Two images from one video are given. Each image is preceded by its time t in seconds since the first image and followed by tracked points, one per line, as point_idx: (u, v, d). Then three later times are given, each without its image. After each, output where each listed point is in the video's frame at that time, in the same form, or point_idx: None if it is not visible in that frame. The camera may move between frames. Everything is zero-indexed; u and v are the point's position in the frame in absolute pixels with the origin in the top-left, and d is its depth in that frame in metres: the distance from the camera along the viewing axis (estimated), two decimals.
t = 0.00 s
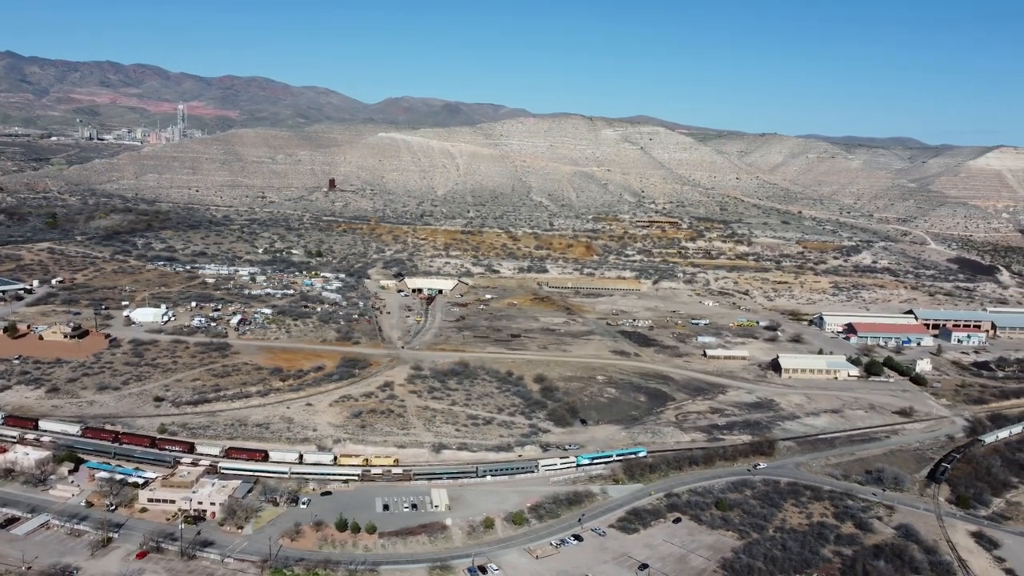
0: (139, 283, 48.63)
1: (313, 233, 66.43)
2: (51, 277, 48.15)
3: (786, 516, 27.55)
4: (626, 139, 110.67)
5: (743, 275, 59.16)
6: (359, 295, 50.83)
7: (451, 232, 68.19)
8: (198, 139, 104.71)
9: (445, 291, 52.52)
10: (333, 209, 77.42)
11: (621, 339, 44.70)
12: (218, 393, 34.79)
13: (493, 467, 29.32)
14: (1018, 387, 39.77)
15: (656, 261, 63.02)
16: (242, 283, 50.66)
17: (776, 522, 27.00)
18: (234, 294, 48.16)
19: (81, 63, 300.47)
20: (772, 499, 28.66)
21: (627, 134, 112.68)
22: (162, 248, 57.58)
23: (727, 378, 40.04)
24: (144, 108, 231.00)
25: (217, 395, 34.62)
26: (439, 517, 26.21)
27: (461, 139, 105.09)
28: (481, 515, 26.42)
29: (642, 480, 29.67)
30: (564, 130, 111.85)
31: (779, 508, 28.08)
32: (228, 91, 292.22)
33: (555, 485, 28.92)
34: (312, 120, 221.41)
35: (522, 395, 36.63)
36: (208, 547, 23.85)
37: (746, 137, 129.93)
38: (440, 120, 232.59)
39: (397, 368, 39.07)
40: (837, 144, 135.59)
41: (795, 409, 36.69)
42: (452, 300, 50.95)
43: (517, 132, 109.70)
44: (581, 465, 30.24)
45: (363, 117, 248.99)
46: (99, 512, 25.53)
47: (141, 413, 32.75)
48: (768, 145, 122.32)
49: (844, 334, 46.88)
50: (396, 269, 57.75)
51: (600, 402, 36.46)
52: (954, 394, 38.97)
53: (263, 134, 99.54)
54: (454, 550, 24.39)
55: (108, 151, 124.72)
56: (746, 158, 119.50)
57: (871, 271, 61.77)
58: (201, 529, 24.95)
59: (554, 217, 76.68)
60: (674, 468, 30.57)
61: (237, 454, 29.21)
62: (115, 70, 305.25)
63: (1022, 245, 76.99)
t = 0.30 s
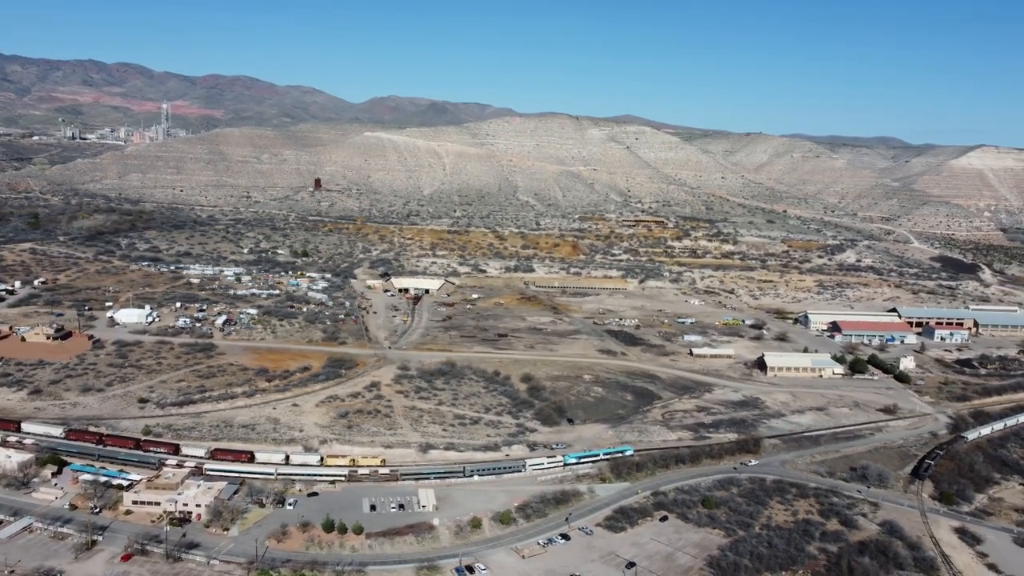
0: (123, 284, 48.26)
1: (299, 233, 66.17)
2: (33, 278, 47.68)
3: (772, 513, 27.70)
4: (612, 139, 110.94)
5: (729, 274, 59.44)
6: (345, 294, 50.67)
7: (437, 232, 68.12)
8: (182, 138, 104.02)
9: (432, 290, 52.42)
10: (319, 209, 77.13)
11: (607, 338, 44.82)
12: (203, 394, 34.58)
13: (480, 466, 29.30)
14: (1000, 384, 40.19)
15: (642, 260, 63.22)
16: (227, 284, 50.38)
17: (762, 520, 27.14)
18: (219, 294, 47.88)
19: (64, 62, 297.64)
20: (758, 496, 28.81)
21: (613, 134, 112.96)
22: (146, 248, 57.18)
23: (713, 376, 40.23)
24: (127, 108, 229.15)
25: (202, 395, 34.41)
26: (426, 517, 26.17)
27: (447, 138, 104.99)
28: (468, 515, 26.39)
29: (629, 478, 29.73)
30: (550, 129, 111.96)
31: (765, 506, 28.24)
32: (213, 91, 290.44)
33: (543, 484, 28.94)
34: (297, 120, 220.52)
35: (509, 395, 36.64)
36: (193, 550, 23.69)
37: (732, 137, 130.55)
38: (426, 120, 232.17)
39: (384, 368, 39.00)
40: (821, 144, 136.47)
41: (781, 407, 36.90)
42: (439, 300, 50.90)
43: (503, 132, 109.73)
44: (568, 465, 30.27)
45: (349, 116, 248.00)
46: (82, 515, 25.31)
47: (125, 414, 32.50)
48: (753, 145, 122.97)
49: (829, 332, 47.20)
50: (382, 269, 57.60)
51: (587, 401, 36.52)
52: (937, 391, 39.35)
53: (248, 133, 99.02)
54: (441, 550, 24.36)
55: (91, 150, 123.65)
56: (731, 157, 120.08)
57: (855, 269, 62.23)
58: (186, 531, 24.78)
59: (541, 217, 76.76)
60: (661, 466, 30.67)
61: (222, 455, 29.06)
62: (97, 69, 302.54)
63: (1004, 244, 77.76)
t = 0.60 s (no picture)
0: (106, 285, 47.87)
1: (284, 233, 65.88)
2: (15, 279, 47.19)
3: (757, 511, 27.86)
4: (597, 138, 111.18)
5: (714, 273, 59.71)
6: (331, 295, 50.49)
7: (423, 231, 68.01)
8: (166, 138, 103.30)
9: (418, 290, 52.33)
10: (304, 209, 76.82)
11: (594, 338, 44.92)
12: (188, 396, 34.35)
13: (467, 466, 29.27)
14: (982, 381, 40.61)
15: (628, 259, 63.40)
16: (211, 284, 50.11)
17: (748, 518, 27.28)
18: (204, 295, 47.61)
19: (45, 61, 294.70)
20: (743, 494, 28.96)
21: (598, 133, 113.22)
22: (129, 249, 56.74)
23: (699, 375, 40.40)
24: (110, 107, 227.13)
25: (187, 397, 34.19)
26: (413, 517, 26.11)
27: (433, 137, 104.87)
28: (455, 515, 26.37)
29: (616, 477, 29.81)
30: (536, 129, 112.07)
31: (751, 503, 28.39)
32: (196, 90, 288.53)
33: (529, 484, 28.97)
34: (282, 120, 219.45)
35: (495, 395, 36.63)
36: (179, 552, 23.55)
37: (717, 136, 131.13)
38: (411, 120, 231.60)
39: (370, 368, 38.90)
40: (805, 144, 137.19)
41: (766, 405, 37.11)
42: (425, 300, 50.81)
43: (489, 131, 109.68)
44: (554, 464, 30.31)
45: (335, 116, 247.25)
46: (65, 517, 25.09)
47: (109, 416, 32.24)
48: (738, 145, 123.59)
49: (813, 330, 47.52)
50: (368, 269, 57.43)
51: (574, 400, 36.57)
52: (920, 388, 39.71)
53: (232, 133, 98.47)
54: (429, 550, 24.33)
55: (73, 150, 122.51)
56: (716, 157, 120.63)
57: (839, 268, 62.69)
58: (171, 534, 24.62)
59: (527, 216, 76.82)
60: (647, 465, 30.78)
61: (207, 456, 28.89)
62: (79, 68, 299.74)
63: (985, 242, 78.58)
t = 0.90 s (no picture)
0: (89, 285, 47.48)
1: (269, 233, 65.58)
2: None
3: (743, 509, 28.01)
4: (583, 138, 111.42)
5: (700, 272, 59.97)
6: (316, 295, 50.31)
7: (409, 231, 67.91)
8: (149, 137, 102.57)
9: (404, 290, 52.22)
10: (289, 209, 76.49)
11: (580, 337, 45.02)
12: (172, 397, 34.13)
13: (454, 466, 29.25)
14: (964, 378, 41.03)
15: (614, 259, 63.58)
16: (195, 284, 49.83)
17: (734, 515, 27.43)
18: (188, 295, 47.31)
19: (26, 60, 291.55)
20: (730, 492, 29.12)
21: (584, 133, 113.43)
22: (113, 249, 56.32)
23: (684, 374, 40.57)
24: (91, 106, 225.02)
25: (171, 398, 33.96)
26: (400, 518, 26.07)
27: (419, 137, 104.72)
28: (442, 515, 26.35)
29: (603, 476, 29.88)
30: (522, 129, 112.16)
31: (737, 501, 28.54)
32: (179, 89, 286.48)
33: (516, 483, 28.99)
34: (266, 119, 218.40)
35: (482, 394, 36.63)
36: (164, 554, 23.39)
37: (702, 136, 131.77)
38: (396, 119, 231.07)
39: (356, 369, 38.81)
40: (789, 143, 138.14)
41: (751, 403, 37.32)
42: (411, 300, 50.75)
43: (475, 131, 109.64)
44: (541, 463, 30.34)
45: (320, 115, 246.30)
46: (48, 520, 24.87)
47: (92, 418, 31.97)
48: (723, 144, 124.24)
49: (798, 329, 47.83)
50: (354, 269, 57.26)
51: (560, 399, 36.64)
52: (903, 385, 40.09)
53: (216, 132, 97.91)
54: (416, 550, 24.29)
55: (55, 150, 121.33)
56: (701, 156, 121.21)
57: (823, 266, 63.15)
58: (156, 536, 24.44)
59: (513, 216, 76.88)
60: (633, 464, 30.86)
61: (192, 458, 28.71)
62: (61, 67, 296.92)
63: (966, 241, 79.36)
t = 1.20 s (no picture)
0: (71, 286, 47.07)
1: (253, 233, 65.25)
2: None
3: (729, 506, 28.15)
4: (569, 137, 111.60)
5: (685, 271, 60.22)
6: (302, 295, 50.11)
7: (395, 231, 67.77)
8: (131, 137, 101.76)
9: (390, 290, 52.08)
10: (274, 209, 76.13)
11: (566, 336, 45.09)
12: (156, 398, 33.88)
13: (441, 466, 29.21)
14: (947, 375, 41.43)
15: (600, 258, 63.73)
16: (179, 285, 49.52)
17: (719, 513, 27.56)
18: (172, 296, 46.98)
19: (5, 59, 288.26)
20: (715, 490, 29.25)
21: (570, 132, 113.60)
22: (95, 249, 55.87)
23: (670, 372, 40.73)
24: (73, 105, 222.95)
25: (155, 400, 33.71)
26: (386, 518, 26.01)
27: (405, 136, 104.53)
28: (429, 515, 26.32)
29: (589, 475, 29.94)
30: (507, 128, 112.21)
31: (722, 499, 28.68)
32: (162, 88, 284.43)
33: (503, 483, 28.98)
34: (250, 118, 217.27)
35: (468, 394, 36.60)
36: (148, 557, 23.21)
37: (687, 135, 132.34)
38: (381, 118, 230.61)
39: (342, 369, 38.68)
40: (774, 142, 138.99)
41: (737, 401, 37.52)
42: (397, 300, 50.65)
43: (461, 130, 109.57)
44: (528, 462, 30.34)
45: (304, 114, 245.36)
46: (30, 524, 24.62)
47: (75, 420, 31.69)
48: (708, 143, 124.83)
49: (783, 327, 48.13)
50: (339, 269, 57.05)
51: (547, 398, 36.67)
52: (887, 383, 40.43)
53: (200, 131, 97.30)
54: (402, 551, 24.25)
55: (36, 149, 120.15)
56: (686, 155, 121.82)
57: (807, 265, 63.57)
58: (140, 539, 24.26)
59: (499, 215, 76.91)
60: (620, 463, 30.92)
61: (177, 460, 28.52)
62: (42, 66, 294.10)
63: (948, 239, 80.15)
